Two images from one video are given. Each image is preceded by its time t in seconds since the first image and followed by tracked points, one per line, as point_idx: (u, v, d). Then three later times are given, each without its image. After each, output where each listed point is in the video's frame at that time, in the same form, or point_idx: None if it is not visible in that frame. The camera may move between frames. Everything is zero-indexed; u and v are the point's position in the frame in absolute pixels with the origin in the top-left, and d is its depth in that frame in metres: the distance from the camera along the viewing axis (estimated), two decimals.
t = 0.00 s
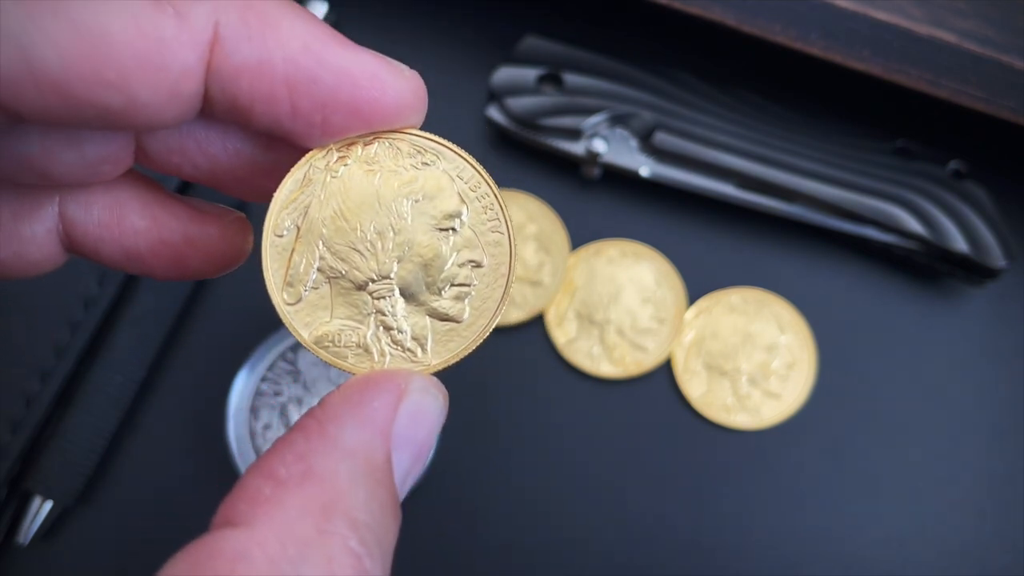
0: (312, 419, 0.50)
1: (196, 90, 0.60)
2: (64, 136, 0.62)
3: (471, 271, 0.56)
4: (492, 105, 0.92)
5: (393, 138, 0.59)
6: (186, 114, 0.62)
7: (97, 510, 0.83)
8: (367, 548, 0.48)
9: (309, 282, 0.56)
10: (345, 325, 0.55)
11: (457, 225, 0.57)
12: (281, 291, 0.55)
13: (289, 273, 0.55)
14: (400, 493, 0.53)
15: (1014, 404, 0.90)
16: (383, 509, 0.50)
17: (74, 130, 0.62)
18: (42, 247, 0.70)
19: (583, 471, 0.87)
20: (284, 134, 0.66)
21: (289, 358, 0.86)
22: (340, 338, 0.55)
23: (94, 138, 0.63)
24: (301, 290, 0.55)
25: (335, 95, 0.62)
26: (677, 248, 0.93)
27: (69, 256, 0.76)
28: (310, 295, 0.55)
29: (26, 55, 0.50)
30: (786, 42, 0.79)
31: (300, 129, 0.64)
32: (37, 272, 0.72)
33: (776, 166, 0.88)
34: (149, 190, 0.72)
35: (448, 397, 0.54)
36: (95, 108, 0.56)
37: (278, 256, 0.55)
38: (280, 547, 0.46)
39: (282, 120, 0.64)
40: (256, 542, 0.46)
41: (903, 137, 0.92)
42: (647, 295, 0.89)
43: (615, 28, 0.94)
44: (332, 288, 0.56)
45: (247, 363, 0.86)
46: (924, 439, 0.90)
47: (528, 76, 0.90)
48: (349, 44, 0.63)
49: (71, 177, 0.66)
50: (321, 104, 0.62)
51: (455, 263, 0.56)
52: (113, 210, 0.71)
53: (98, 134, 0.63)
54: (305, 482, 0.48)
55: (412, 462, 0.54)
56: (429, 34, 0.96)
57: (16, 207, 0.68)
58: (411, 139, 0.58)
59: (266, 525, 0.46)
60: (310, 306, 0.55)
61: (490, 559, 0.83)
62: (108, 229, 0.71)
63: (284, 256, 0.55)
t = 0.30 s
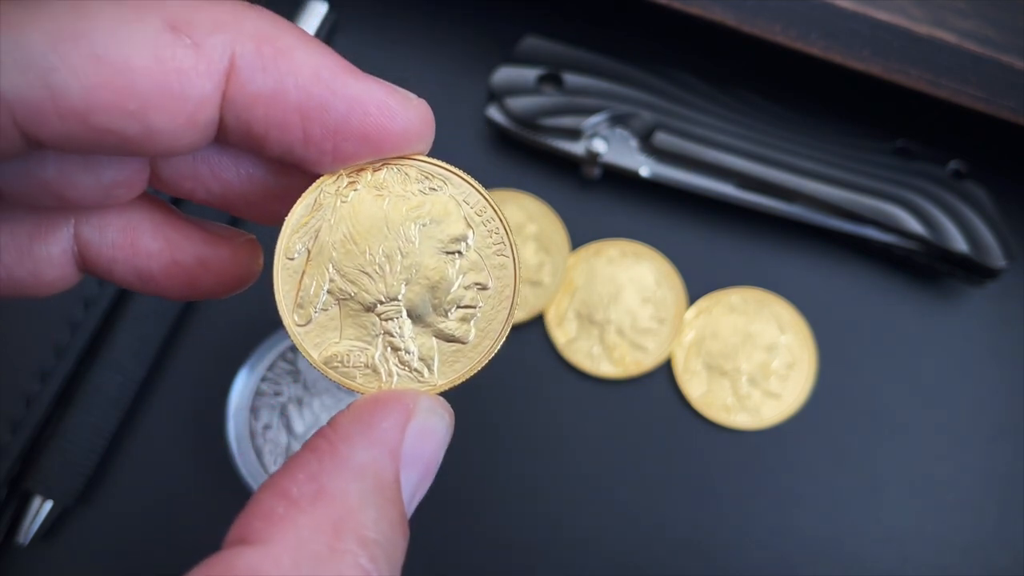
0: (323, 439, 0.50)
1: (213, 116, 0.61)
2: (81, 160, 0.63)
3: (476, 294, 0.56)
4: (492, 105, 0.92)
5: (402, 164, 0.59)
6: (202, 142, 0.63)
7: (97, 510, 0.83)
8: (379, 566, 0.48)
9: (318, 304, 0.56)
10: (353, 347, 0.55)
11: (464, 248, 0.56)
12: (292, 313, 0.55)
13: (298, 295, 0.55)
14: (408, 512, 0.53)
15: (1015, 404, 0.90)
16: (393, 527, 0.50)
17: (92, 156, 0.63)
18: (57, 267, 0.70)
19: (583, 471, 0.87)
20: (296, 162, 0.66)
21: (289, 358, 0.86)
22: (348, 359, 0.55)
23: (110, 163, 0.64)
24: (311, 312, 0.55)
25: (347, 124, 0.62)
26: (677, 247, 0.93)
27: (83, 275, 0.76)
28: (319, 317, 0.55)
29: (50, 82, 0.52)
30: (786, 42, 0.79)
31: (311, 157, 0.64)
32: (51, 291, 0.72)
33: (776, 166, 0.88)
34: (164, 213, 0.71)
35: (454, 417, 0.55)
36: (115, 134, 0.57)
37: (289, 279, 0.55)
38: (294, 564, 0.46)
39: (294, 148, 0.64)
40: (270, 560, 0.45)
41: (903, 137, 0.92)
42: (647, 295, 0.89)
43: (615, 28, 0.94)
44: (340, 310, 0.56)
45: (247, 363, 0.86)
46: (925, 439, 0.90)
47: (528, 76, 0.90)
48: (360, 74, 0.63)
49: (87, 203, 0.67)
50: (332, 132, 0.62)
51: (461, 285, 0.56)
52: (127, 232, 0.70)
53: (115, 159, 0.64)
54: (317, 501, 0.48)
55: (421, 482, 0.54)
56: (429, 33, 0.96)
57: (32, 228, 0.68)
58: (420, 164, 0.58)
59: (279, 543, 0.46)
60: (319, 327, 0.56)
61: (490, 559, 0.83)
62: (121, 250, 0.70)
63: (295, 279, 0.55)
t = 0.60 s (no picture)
0: (331, 443, 0.50)
1: (220, 121, 0.60)
2: (89, 164, 0.63)
3: (483, 297, 0.56)
4: (492, 105, 0.92)
5: (408, 169, 0.59)
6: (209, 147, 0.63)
7: (97, 510, 0.83)
8: (387, 571, 0.48)
9: (325, 309, 0.55)
10: (360, 351, 0.55)
11: (470, 252, 0.56)
12: (299, 317, 0.55)
13: (306, 299, 0.55)
14: (416, 517, 0.53)
15: (1015, 404, 0.90)
16: (401, 531, 0.50)
17: (100, 160, 0.63)
18: (62, 269, 0.70)
19: (583, 471, 0.87)
20: (302, 165, 0.67)
21: (289, 358, 0.86)
22: (355, 363, 0.55)
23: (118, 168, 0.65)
24: (318, 316, 0.55)
25: (353, 128, 0.62)
26: (677, 248, 0.93)
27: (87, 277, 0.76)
28: (326, 320, 0.55)
29: (58, 86, 0.52)
30: (786, 42, 0.79)
31: (318, 160, 0.65)
32: (56, 294, 0.72)
33: (775, 166, 0.88)
34: (169, 215, 0.71)
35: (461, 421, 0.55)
36: (122, 137, 0.57)
37: (295, 283, 0.55)
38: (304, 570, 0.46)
39: (301, 153, 0.65)
40: (279, 565, 0.46)
41: (903, 137, 0.92)
42: (647, 295, 0.89)
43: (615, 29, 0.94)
44: (347, 314, 0.56)
45: (246, 363, 0.86)
46: (925, 439, 0.90)
47: (528, 75, 0.90)
48: (366, 78, 0.63)
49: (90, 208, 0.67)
50: (339, 137, 0.63)
51: (467, 289, 0.56)
52: (132, 234, 0.70)
53: (122, 163, 0.65)
54: (326, 506, 0.48)
55: (428, 486, 0.54)
56: (429, 33, 0.96)
57: (37, 231, 0.68)
58: (426, 169, 0.59)
59: (288, 548, 0.46)
60: (326, 331, 0.55)
61: (490, 559, 0.83)
62: (127, 251, 0.70)
63: (302, 283, 0.55)
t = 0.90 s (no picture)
0: (334, 444, 0.50)
1: (223, 124, 0.60)
2: (93, 167, 0.63)
3: (485, 299, 0.56)
4: (492, 105, 0.92)
5: (410, 172, 0.59)
6: (213, 150, 0.63)
7: (98, 510, 0.83)
8: (389, 572, 0.48)
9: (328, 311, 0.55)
10: (363, 353, 0.55)
11: (472, 254, 0.57)
12: (302, 319, 0.55)
13: (308, 301, 0.55)
14: (418, 518, 0.53)
15: (1015, 403, 0.90)
16: (403, 532, 0.50)
17: (104, 163, 0.63)
18: (66, 272, 0.70)
19: (583, 470, 0.87)
20: (304, 169, 0.67)
21: (289, 357, 0.86)
22: (358, 364, 0.55)
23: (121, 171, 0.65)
24: (321, 318, 0.55)
25: (355, 131, 0.62)
26: (677, 247, 0.93)
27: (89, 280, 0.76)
28: (329, 322, 0.55)
29: (63, 90, 0.52)
30: (786, 42, 0.79)
31: (321, 164, 0.65)
32: (59, 297, 0.72)
33: (774, 165, 0.87)
34: (173, 219, 0.71)
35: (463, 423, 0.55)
36: (127, 140, 0.57)
37: (298, 286, 0.55)
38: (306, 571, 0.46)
39: (303, 156, 0.65)
40: (282, 565, 0.46)
41: (902, 137, 0.92)
42: (647, 295, 0.89)
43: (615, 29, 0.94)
44: (350, 316, 0.56)
45: (246, 363, 0.86)
46: (925, 438, 0.90)
47: (528, 75, 0.90)
48: (368, 82, 0.63)
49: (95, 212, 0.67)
50: (342, 141, 0.63)
51: (469, 290, 0.56)
52: (136, 237, 0.70)
53: (126, 166, 0.65)
54: (328, 507, 0.48)
55: (431, 487, 0.54)
56: (428, 33, 0.96)
57: (42, 234, 0.68)
58: (428, 172, 0.59)
59: (291, 549, 0.46)
60: (329, 333, 0.55)
61: (490, 558, 0.84)
62: (130, 255, 0.70)
63: (305, 286, 0.55)
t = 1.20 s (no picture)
0: (334, 445, 0.50)
1: (221, 125, 0.60)
2: (92, 170, 0.63)
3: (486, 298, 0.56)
4: (492, 105, 0.92)
5: (409, 172, 0.59)
6: (211, 150, 0.63)
7: (98, 510, 0.83)
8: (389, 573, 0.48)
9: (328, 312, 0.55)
10: (363, 354, 0.55)
11: (472, 254, 0.57)
12: (302, 320, 0.55)
13: (307, 303, 0.55)
14: (419, 520, 0.53)
15: (1015, 403, 0.90)
16: (403, 534, 0.50)
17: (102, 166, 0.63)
18: (67, 275, 0.70)
19: (582, 470, 0.87)
20: (303, 170, 0.67)
21: (289, 358, 0.86)
22: (359, 365, 0.55)
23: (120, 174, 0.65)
24: (320, 319, 0.55)
25: (353, 132, 0.62)
26: (677, 247, 0.93)
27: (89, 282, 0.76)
28: (330, 323, 0.55)
29: (61, 90, 0.52)
30: (786, 42, 0.79)
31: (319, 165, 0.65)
32: (59, 299, 0.72)
33: (774, 165, 0.87)
34: (173, 222, 0.71)
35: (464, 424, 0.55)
36: (125, 141, 0.57)
37: (298, 288, 0.55)
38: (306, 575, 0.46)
39: (301, 157, 0.65)
40: (280, 567, 0.46)
41: (903, 137, 0.92)
42: (647, 295, 0.89)
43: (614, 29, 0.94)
44: (350, 317, 0.56)
45: (246, 363, 0.86)
46: (925, 438, 0.90)
47: (528, 75, 0.90)
48: (365, 82, 0.63)
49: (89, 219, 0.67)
50: (339, 141, 0.63)
51: (470, 290, 0.56)
52: (136, 240, 0.70)
53: (125, 168, 0.65)
54: (328, 509, 0.48)
55: (432, 488, 0.54)
56: (428, 33, 0.96)
57: (42, 237, 0.68)
58: (427, 172, 0.59)
59: (290, 550, 0.46)
60: (329, 334, 0.55)
61: (489, 558, 0.84)
62: (131, 257, 0.70)
63: (304, 287, 0.55)
